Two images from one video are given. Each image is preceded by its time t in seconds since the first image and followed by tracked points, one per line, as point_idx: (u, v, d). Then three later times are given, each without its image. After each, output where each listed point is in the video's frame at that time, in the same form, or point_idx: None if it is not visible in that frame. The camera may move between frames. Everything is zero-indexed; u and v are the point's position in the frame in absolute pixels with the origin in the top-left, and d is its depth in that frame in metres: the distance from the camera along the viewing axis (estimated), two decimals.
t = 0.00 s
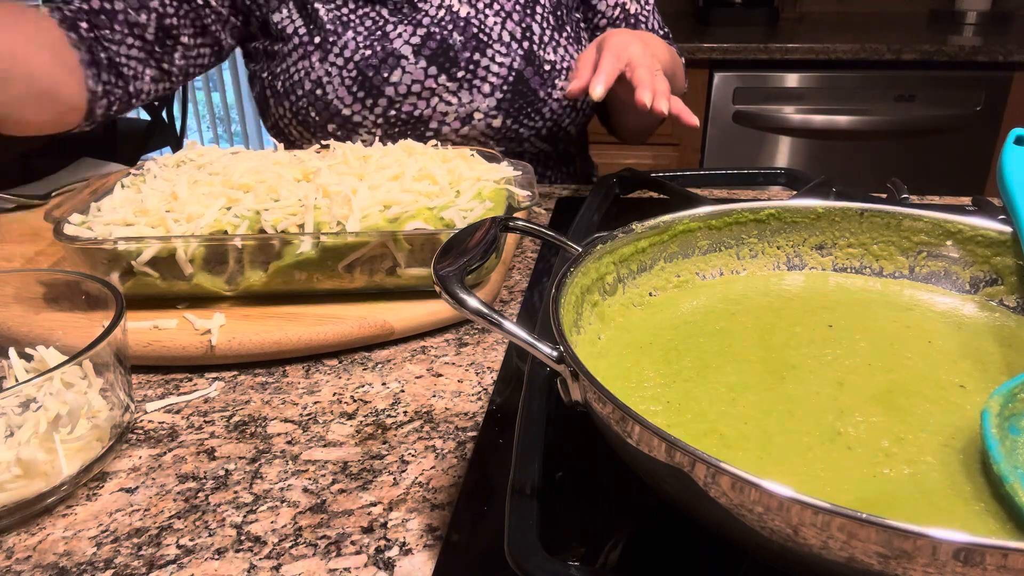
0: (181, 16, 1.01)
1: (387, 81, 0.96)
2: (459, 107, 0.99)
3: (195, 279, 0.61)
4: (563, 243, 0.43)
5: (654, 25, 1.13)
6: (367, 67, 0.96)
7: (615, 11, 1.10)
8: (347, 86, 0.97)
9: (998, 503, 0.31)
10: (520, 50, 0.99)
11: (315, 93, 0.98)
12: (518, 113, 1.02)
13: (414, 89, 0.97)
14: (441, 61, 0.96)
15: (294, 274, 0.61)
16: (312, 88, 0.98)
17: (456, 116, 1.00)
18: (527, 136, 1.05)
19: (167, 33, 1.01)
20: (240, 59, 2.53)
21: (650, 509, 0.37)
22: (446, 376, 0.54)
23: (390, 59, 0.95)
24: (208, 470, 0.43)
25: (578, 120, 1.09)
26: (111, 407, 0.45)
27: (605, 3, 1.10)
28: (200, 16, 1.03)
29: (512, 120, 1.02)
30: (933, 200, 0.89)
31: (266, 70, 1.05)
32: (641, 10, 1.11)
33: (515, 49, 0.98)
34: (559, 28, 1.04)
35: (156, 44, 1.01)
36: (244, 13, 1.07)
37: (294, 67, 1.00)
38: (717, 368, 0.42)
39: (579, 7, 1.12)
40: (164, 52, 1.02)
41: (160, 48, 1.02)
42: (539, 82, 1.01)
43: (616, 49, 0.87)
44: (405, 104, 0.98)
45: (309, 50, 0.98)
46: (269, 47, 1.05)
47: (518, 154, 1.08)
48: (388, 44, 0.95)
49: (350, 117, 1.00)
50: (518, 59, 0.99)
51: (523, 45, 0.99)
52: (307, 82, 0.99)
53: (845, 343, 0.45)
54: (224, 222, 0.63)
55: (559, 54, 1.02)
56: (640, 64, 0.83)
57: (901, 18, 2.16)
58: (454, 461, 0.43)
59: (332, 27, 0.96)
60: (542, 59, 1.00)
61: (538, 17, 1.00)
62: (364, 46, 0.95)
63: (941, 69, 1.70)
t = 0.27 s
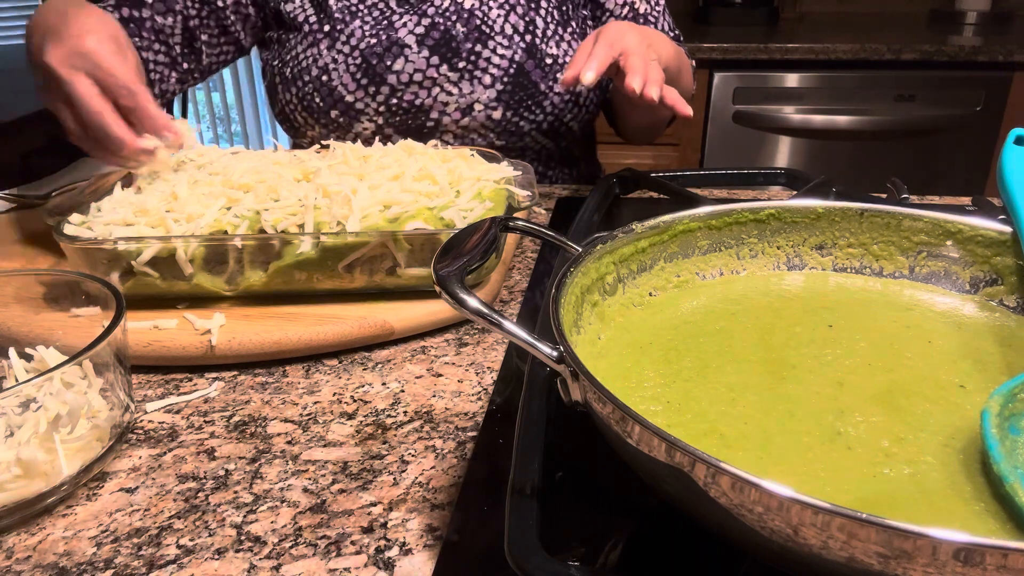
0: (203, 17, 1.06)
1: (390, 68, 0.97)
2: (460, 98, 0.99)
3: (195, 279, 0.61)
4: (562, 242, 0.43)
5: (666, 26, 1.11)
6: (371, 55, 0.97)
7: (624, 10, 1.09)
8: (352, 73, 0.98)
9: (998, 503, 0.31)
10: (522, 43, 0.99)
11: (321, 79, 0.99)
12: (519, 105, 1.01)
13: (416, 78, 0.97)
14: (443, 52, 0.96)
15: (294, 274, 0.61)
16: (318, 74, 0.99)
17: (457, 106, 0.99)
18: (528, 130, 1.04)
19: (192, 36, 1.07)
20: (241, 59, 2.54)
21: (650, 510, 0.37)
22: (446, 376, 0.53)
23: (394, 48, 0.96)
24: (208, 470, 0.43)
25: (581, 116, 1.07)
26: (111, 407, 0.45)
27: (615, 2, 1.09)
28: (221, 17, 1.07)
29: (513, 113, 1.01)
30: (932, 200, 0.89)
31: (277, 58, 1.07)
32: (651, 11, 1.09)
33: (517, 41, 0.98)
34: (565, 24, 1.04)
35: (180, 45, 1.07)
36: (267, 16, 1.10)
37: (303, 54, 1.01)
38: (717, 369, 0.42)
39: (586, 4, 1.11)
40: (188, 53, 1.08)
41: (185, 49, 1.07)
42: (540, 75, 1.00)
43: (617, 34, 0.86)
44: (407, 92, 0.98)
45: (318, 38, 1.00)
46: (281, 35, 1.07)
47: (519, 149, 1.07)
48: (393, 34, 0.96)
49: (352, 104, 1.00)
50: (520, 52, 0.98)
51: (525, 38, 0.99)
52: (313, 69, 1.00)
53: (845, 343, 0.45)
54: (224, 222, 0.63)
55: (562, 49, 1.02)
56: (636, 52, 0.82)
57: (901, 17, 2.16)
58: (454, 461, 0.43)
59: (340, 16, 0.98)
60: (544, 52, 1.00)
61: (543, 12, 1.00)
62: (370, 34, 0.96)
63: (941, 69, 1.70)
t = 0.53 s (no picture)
0: (212, 14, 1.06)
1: (395, 62, 0.97)
2: (464, 92, 0.99)
3: (195, 278, 0.61)
4: (562, 243, 0.43)
5: (673, 28, 1.11)
6: (377, 48, 0.97)
7: (631, 11, 1.09)
8: (357, 65, 0.98)
9: (998, 503, 0.31)
10: (527, 40, 0.99)
11: (326, 71, 1.00)
12: (522, 102, 1.01)
13: (420, 73, 0.97)
14: (448, 46, 0.96)
15: (294, 274, 0.61)
16: (323, 66, 0.99)
17: (460, 101, 0.99)
18: (531, 127, 1.04)
19: (202, 33, 1.07)
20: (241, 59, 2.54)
21: (650, 510, 0.37)
22: (446, 376, 0.53)
23: (400, 41, 0.96)
24: (208, 470, 0.43)
25: (585, 114, 1.07)
26: (111, 407, 0.45)
27: (623, 2, 1.09)
28: (230, 15, 1.07)
29: (516, 109, 1.01)
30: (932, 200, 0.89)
31: (284, 50, 1.07)
32: (658, 13, 1.09)
33: (522, 37, 0.98)
34: (570, 23, 1.04)
35: (190, 41, 1.07)
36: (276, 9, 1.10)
37: (308, 47, 1.01)
38: (717, 369, 0.42)
39: (594, 5, 1.11)
40: (199, 50, 1.08)
41: (195, 46, 1.08)
42: (544, 72, 1.00)
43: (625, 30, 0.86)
44: (411, 86, 0.98)
45: (325, 30, 1.00)
46: (289, 27, 1.09)
47: (522, 146, 1.06)
48: (400, 28, 0.96)
49: (356, 96, 1.00)
50: (525, 49, 0.99)
51: (531, 34, 0.99)
52: (319, 61, 1.00)
53: (845, 343, 0.45)
54: (224, 222, 0.63)
55: (567, 47, 1.02)
56: (644, 48, 0.81)
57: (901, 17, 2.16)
58: (454, 461, 0.43)
59: (347, 9, 0.99)
60: (549, 50, 1.00)
61: (548, 10, 1.01)
62: (376, 28, 0.97)
63: (941, 69, 1.70)
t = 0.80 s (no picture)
0: (222, 20, 1.08)
1: (393, 62, 0.97)
2: (462, 92, 0.99)
3: (195, 279, 0.61)
4: (562, 242, 0.43)
5: (675, 27, 1.11)
6: (375, 48, 0.97)
7: (632, 11, 1.09)
8: (355, 66, 0.98)
9: (998, 503, 0.31)
10: (525, 40, 0.99)
11: (324, 71, 1.00)
12: (520, 101, 1.01)
13: (418, 72, 0.97)
14: (445, 46, 0.96)
15: (294, 274, 0.61)
16: (322, 66, 0.99)
17: (458, 101, 0.99)
18: (529, 128, 1.04)
19: (212, 39, 1.08)
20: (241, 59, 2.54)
21: (650, 510, 0.36)
22: (446, 376, 0.53)
23: (398, 41, 0.96)
24: (208, 470, 0.43)
25: (584, 115, 1.07)
26: (111, 407, 0.45)
27: (623, 2, 1.09)
28: (238, 19, 1.09)
29: (514, 109, 1.01)
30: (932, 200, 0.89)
31: (283, 50, 1.07)
32: (659, 11, 1.09)
33: (520, 37, 0.98)
34: (569, 23, 1.04)
35: (201, 48, 1.08)
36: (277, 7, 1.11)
37: (308, 47, 1.01)
38: (717, 369, 0.42)
39: (593, 4, 1.11)
40: (209, 56, 1.10)
41: (206, 52, 1.09)
42: (542, 72, 1.00)
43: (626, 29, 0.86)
44: (409, 86, 0.98)
45: (324, 31, 1.00)
46: (288, 27, 1.09)
47: (521, 147, 1.06)
48: (398, 27, 0.96)
49: (354, 96, 1.00)
50: (523, 48, 0.99)
51: (529, 34, 0.99)
52: (318, 61, 1.00)
53: (845, 343, 0.45)
54: (223, 222, 0.63)
55: (565, 46, 1.02)
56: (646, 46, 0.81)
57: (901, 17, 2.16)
58: (454, 461, 0.43)
59: (345, 9, 0.99)
60: (547, 50, 1.00)
61: (547, 10, 1.01)
62: (375, 27, 0.97)
63: (941, 69, 1.70)
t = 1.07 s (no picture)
0: (223, 21, 1.08)
1: (397, 63, 0.97)
2: (465, 94, 0.99)
3: (195, 279, 0.61)
4: (562, 242, 0.43)
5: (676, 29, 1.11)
6: (378, 49, 0.97)
7: (634, 12, 1.09)
8: (358, 66, 0.98)
9: (998, 503, 0.31)
10: (529, 42, 0.99)
11: (326, 72, 1.00)
12: (524, 103, 1.01)
13: (422, 74, 0.97)
14: (450, 47, 0.96)
15: (294, 274, 0.61)
16: (323, 67, 1.00)
17: (462, 102, 0.99)
18: (532, 128, 1.04)
19: (213, 41, 1.09)
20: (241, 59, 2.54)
21: (650, 510, 0.36)
22: (446, 376, 0.54)
23: (401, 42, 0.96)
24: (208, 470, 0.43)
25: (587, 116, 1.07)
26: (111, 407, 0.45)
27: (625, 4, 1.09)
28: (240, 21, 1.09)
29: (518, 110, 1.01)
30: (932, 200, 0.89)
31: (284, 51, 1.08)
32: (661, 14, 1.09)
33: (524, 39, 0.98)
34: (573, 25, 1.04)
35: (202, 50, 1.09)
36: (278, 7, 1.10)
37: (309, 47, 1.01)
38: (717, 369, 0.42)
39: (597, 5, 1.11)
40: (211, 58, 1.10)
41: (207, 54, 1.09)
42: (546, 74, 1.00)
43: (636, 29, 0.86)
44: (412, 87, 0.98)
45: (325, 31, 1.00)
46: (289, 27, 1.09)
47: (524, 148, 1.06)
48: (401, 28, 0.96)
49: (356, 97, 1.00)
50: (527, 50, 0.99)
51: (533, 36, 0.99)
52: (319, 61, 1.00)
53: (845, 343, 0.45)
54: (224, 221, 0.63)
55: (569, 48, 1.02)
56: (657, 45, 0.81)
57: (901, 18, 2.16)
58: (454, 461, 0.43)
59: (348, 10, 0.99)
60: (551, 51, 1.00)
61: (550, 11, 1.00)
62: (378, 28, 0.97)
63: (941, 69, 1.70)
